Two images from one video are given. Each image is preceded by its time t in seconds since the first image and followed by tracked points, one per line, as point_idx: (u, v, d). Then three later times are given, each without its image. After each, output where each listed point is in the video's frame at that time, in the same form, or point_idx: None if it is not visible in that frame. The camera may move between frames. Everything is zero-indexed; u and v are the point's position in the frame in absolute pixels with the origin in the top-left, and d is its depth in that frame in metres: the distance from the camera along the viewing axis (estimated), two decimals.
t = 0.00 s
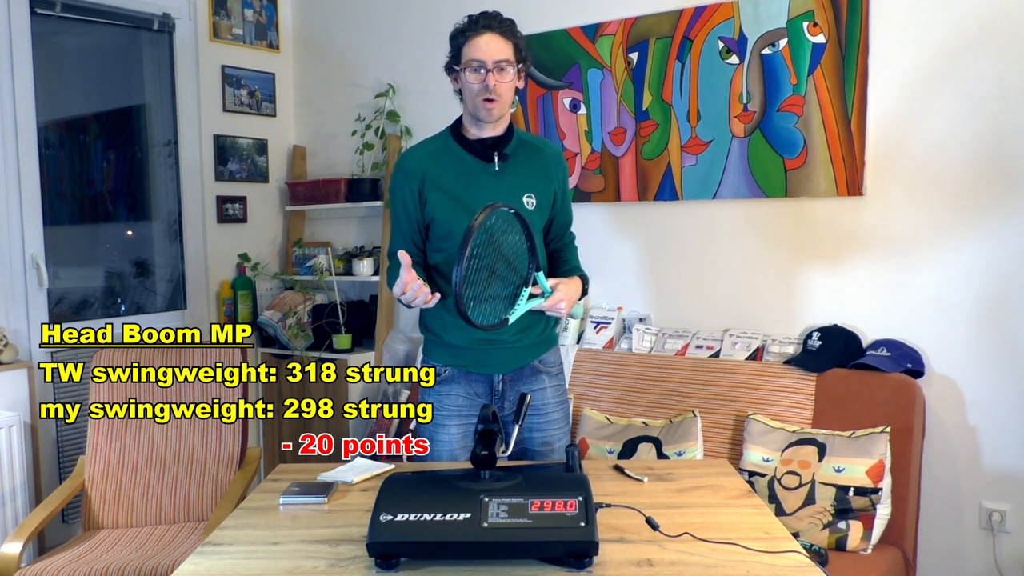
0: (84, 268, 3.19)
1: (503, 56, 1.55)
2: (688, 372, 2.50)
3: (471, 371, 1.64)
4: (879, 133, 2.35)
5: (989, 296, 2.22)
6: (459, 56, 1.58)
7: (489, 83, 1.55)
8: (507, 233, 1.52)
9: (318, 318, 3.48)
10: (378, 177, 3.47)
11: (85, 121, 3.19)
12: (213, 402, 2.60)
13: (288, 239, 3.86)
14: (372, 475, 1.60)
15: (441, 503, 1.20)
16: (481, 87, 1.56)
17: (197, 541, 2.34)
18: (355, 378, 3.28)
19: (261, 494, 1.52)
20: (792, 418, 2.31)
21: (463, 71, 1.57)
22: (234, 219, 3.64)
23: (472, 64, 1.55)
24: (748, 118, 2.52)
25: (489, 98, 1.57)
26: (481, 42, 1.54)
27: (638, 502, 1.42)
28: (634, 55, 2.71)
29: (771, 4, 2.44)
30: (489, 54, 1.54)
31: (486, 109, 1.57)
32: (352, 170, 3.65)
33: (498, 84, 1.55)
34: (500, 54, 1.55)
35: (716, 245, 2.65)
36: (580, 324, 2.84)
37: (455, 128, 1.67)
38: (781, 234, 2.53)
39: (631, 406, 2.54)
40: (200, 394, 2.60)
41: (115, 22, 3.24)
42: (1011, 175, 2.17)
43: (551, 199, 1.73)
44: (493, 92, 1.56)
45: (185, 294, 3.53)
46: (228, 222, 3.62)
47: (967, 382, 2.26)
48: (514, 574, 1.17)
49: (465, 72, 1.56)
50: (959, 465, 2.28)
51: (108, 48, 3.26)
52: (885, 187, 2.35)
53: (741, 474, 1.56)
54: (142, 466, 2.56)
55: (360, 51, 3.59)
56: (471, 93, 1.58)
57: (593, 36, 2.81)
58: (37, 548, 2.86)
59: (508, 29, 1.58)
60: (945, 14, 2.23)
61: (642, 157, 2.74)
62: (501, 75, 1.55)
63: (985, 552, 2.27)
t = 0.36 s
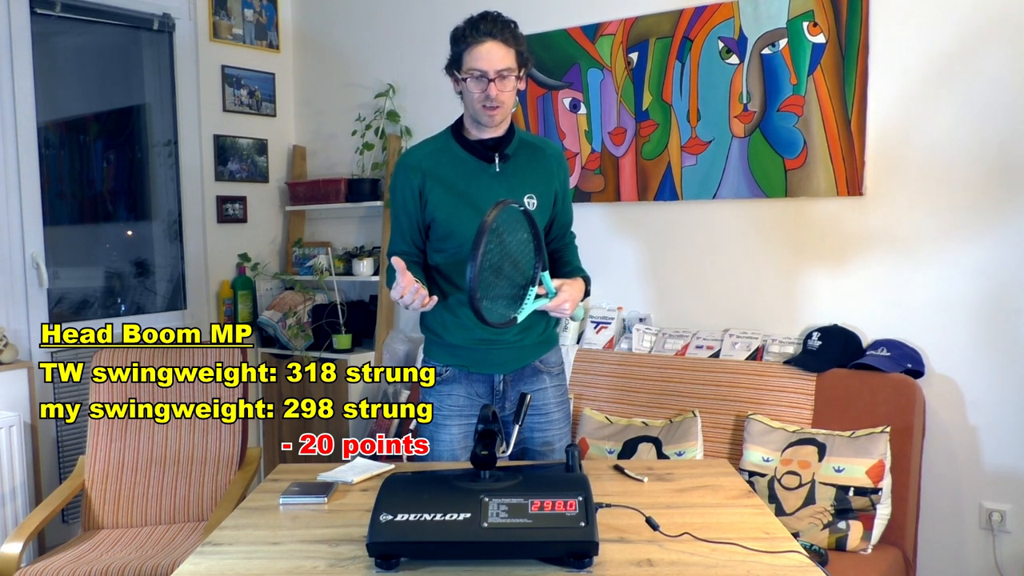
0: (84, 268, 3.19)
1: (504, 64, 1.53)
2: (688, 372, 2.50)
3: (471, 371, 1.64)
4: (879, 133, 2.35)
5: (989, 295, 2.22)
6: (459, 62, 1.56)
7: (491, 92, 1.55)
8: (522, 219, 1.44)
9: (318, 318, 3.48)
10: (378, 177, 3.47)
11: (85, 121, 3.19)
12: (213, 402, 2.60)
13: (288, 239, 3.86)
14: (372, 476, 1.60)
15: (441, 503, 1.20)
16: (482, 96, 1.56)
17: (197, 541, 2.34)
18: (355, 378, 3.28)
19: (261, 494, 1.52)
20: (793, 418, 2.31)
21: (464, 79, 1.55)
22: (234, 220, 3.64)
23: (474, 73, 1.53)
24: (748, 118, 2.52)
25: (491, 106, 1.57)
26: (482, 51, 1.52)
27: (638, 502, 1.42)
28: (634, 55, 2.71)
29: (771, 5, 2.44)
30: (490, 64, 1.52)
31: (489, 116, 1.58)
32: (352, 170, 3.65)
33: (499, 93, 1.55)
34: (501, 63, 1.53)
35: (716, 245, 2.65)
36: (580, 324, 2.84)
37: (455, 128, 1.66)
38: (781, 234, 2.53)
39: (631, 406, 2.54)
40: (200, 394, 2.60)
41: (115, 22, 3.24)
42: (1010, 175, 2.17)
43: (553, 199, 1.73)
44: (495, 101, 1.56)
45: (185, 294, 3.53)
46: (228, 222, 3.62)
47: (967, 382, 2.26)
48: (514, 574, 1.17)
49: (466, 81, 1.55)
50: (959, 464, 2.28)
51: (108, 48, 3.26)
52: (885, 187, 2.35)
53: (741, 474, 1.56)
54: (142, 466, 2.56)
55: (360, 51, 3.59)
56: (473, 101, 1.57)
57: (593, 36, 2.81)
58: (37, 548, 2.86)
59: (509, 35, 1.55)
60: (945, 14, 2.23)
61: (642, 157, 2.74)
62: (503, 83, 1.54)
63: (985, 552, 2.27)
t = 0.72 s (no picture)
0: (84, 268, 3.19)
1: (501, 72, 1.51)
2: (688, 372, 2.49)
3: (475, 370, 1.63)
4: (879, 133, 2.35)
5: (989, 295, 2.22)
6: (457, 71, 1.54)
7: (488, 101, 1.53)
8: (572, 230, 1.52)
9: (318, 318, 3.46)
10: (378, 177, 3.48)
11: (85, 121, 3.19)
12: (213, 402, 2.60)
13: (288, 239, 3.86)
14: (372, 476, 1.60)
15: (442, 503, 1.21)
16: (481, 104, 1.54)
17: (197, 542, 2.34)
18: (355, 378, 3.28)
19: (262, 494, 1.52)
20: (793, 418, 2.31)
21: (462, 88, 1.54)
22: (234, 220, 3.64)
23: (471, 83, 1.52)
24: (747, 118, 2.52)
25: (490, 113, 1.56)
26: (476, 62, 1.49)
27: (638, 502, 1.42)
28: (634, 55, 2.71)
29: (771, 5, 2.44)
30: (485, 74, 1.50)
31: (489, 123, 1.57)
32: (352, 170, 3.65)
33: (497, 101, 1.54)
34: (496, 72, 1.50)
35: (716, 245, 2.65)
36: (579, 324, 2.84)
37: (460, 129, 1.66)
38: (781, 234, 2.53)
39: (631, 406, 2.54)
40: (200, 394, 2.60)
41: (115, 22, 3.24)
42: (1010, 175, 2.17)
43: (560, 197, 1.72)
44: (494, 108, 1.55)
45: (185, 294, 3.53)
46: (228, 222, 3.61)
47: (967, 382, 2.26)
48: (514, 574, 1.17)
49: (465, 90, 1.54)
50: (959, 464, 2.28)
51: (108, 48, 3.26)
52: (885, 188, 2.35)
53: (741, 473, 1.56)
54: (142, 466, 2.56)
55: (360, 52, 3.59)
56: (472, 109, 1.57)
57: (593, 36, 2.81)
58: (38, 548, 2.85)
59: (506, 38, 1.51)
60: (946, 14, 2.22)
61: (642, 157, 2.74)
62: (500, 90, 1.53)
63: (985, 552, 2.27)
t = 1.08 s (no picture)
0: (84, 269, 3.19)
1: (532, 88, 1.47)
2: (688, 372, 2.49)
3: (490, 373, 1.62)
4: (879, 133, 2.35)
5: (989, 296, 2.22)
6: (485, 81, 1.50)
7: (518, 116, 1.50)
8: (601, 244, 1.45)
9: (318, 318, 3.46)
10: (378, 177, 3.48)
11: (85, 121, 3.19)
12: (213, 402, 2.60)
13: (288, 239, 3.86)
14: (372, 476, 1.59)
15: (442, 503, 1.21)
16: (508, 117, 1.51)
17: (197, 542, 2.34)
18: (355, 378, 3.28)
19: (262, 494, 1.52)
20: (793, 418, 2.31)
21: (491, 100, 1.51)
22: (234, 220, 3.64)
23: (501, 97, 1.48)
24: (747, 118, 2.52)
25: (518, 127, 1.52)
26: (507, 76, 1.46)
27: (638, 501, 1.42)
28: (634, 55, 2.71)
29: (771, 5, 2.44)
30: (517, 89, 1.47)
31: (515, 135, 1.54)
32: (352, 170, 3.65)
33: (526, 116, 1.51)
34: (529, 88, 1.47)
35: (718, 245, 2.65)
36: (579, 324, 2.84)
37: (483, 136, 1.61)
38: (782, 234, 2.53)
39: (631, 406, 2.54)
40: (201, 394, 2.60)
41: (115, 22, 3.24)
42: (1009, 175, 2.17)
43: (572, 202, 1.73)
44: (522, 122, 1.52)
45: (185, 294, 3.53)
46: (228, 222, 3.61)
47: (967, 382, 2.26)
48: (514, 574, 1.17)
49: (493, 102, 1.51)
50: (959, 464, 2.28)
51: (108, 48, 3.26)
52: (885, 188, 2.35)
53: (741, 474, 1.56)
54: (142, 466, 2.56)
55: (360, 52, 3.59)
56: (500, 121, 1.53)
57: (593, 36, 2.81)
58: (38, 548, 2.85)
59: (539, 54, 1.47)
60: (946, 14, 2.23)
61: (642, 157, 2.74)
62: (530, 106, 1.50)
63: (985, 552, 2.27)
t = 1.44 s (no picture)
0: (84, 269, 3.19)
1: (543, 56, 1.52)
2: (689, 373, 2.49)
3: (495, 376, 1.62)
4: (879, 133, 2.35)
5: (989, 296, 2.22)
6: (498, 52, 1.55)
7: (527, 82, 1.52)
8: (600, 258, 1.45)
9: (318, 318, 3.46)
10: (378, 177, 3.48)
11: (85, 121, 3.19)
12: (213, 402, 2.60)
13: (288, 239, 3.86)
14: (372, 476, 1.59)
15: (442, 503, 1.21)
16: (517, 86, 1.53)
17: (197, 542, 2.34)
18: (355, 378, 3.28)
19: (261, 494, 1.52)
20: (793, 418, 2.31)
21: (500, 68, 1.54)
22: (234, 220, 3.64)
23: (512, 61, 1.52)
24: (747, 118, 2.52)
25: (525, 97, 1.54)
26: (520, 40, 1.51)
27: (638, 502, 1.42)
28: (634, 55, 2.71)
29: (771, 5, 2.44)
30: (529, 53, 1.51)
31: (522, 107, 1.54)
32: (352, 170, 3.64)
33: (535, 84, 1.53)
34: (540, 54, 1.52)
35: (718, 245, 2.65)
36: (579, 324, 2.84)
37: (488, 130, 1.63)
38: (782, 234, 2.53)
39: (631, 406, 2.54)
40: (201, 394, 2.60)
41: (115, 22, 3.24)
42: (1010, 175, 2.17)
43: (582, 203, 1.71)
44: (530, 92, 1.53)
45: (185, 294, 3.53)
46: (228, 222, 3.62)
47: (967, 383, 2.26)
48: (514, 574, 1.17)
49: (503, 69, 1.54)
50: (959, 464, 2.28)
51: (108, 48, 3.26)
52: (885, 188, 2.35)
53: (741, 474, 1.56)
54: (142, 466, 2.56)
55: (360, 52, 3.59)
56: (507, 91, 1.55)
57: (593, 36, 2.81)
58: (38, 548, 2.85)
59: (550, 28, 1.55)
60: (946, 14, 2.22)
61: (642, 157, 2.74)
62: (540, 75, 1.53)
63: (985, 552, 2.27)
